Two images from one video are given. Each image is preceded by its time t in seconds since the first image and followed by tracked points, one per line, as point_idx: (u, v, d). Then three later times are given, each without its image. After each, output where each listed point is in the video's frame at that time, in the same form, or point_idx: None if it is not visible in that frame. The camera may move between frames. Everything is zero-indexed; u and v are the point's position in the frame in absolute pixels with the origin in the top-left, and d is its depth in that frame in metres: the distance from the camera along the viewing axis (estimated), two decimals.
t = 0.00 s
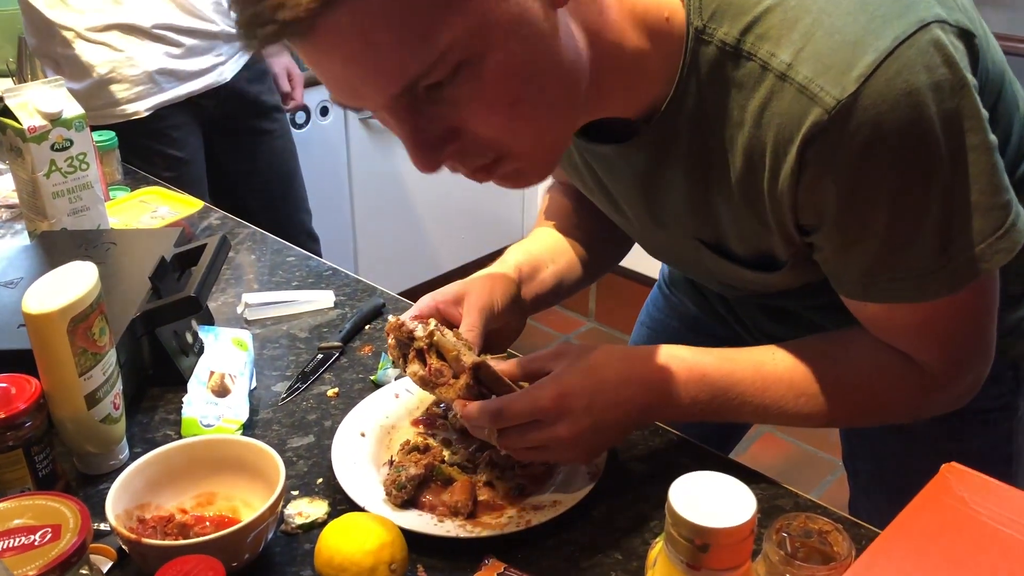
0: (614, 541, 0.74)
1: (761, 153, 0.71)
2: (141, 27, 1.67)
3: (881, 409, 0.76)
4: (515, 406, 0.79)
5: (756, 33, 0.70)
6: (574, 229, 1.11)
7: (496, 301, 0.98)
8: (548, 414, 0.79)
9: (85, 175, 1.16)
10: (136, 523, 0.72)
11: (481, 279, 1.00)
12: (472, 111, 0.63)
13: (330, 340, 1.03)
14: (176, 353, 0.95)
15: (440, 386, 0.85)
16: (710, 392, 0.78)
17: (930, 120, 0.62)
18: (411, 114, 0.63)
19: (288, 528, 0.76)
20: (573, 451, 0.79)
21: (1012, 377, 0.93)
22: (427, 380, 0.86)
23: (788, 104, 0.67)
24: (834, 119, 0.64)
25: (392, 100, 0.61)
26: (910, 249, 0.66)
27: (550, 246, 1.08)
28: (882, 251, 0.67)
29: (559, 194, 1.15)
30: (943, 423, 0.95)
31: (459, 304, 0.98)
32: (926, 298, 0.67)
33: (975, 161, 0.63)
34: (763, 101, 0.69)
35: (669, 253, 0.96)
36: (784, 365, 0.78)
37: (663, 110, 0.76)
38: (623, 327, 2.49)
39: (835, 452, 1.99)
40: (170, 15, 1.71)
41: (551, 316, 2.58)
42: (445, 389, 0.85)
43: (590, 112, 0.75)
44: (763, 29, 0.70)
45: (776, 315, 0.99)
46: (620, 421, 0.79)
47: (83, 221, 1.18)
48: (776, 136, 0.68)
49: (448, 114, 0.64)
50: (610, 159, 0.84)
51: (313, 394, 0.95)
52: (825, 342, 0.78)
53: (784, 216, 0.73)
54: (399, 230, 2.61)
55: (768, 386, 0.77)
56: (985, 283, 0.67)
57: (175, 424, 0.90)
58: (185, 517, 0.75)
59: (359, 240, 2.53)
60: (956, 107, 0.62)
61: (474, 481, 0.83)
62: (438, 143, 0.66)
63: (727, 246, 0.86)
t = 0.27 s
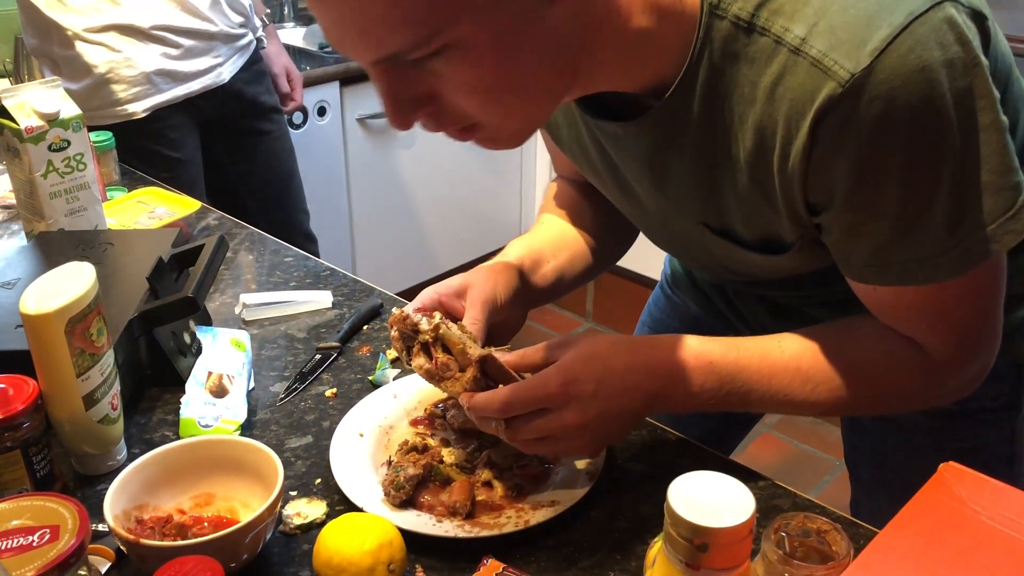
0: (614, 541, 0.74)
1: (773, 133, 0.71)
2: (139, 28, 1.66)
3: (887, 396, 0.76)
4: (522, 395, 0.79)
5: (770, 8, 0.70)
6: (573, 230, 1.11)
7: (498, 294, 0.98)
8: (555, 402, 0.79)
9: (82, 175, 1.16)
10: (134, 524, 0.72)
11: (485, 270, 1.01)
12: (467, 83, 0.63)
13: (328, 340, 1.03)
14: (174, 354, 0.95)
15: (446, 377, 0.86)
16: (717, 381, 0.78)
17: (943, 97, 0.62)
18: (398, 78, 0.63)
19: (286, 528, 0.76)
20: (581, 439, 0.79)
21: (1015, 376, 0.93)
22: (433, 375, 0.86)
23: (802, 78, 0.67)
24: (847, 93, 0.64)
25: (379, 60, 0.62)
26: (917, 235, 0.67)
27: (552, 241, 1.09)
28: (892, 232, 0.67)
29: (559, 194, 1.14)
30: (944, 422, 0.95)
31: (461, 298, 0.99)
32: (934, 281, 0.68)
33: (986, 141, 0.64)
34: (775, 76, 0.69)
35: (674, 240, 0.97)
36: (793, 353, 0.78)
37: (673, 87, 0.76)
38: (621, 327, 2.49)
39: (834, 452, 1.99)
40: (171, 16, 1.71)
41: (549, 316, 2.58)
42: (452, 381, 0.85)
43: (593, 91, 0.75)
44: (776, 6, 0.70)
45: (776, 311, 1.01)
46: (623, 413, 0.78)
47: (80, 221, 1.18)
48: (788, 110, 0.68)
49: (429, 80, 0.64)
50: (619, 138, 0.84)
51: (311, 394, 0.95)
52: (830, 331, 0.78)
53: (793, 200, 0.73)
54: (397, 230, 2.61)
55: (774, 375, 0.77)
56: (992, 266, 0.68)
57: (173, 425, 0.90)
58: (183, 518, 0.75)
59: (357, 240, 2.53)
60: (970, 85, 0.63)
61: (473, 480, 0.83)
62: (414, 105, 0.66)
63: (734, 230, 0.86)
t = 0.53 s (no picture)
0: (613, 543, 0.75)
1: (778, 126, 0.71)
2: (137, 31, 1.66)
3: (888, 397, 0.76)
4: (523, 399, 0.79)
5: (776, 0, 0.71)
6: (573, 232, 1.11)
7: (499, 297, 0.98)
8: (555, 406, 0.79)
9: (81, 178, 1.16)
10: (132, 527, 0.72)
11: (485, 272, 1.01)
12: (485, 60, 0.63)
13: (327, 342, 1.03)
14: (172, 357, 0.95)
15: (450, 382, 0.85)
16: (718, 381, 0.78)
17: (950, 88, 0.63)
18: (417, 59, 0.63)
19: (284, 531, 0.76)
20: (581, 444, 0.79)
21: (1016, 378, 0.93)
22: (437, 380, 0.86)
23: (809, 68, 0.67)
24: (854, 83, 0.64)
25: (396, 43, 0.62)
26: (919, 234, 0.67)
27: (554, 241, 1.09)
28: (896, 228, 0.67)
29: (564, 196, 1.15)
30: (944, 424, 0.95)
31: (462, 300, 0.99)
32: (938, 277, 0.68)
33: (993, 133, 0.64)
34: (782, 67, 0.70)
35: (675, 237, 0.97)
36: (796, 353, 0.78)
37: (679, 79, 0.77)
38: (619, 329, 2.49)
39: (833, 454, 1.99)
40: (169, 19, 1.71)
41: (547, 318, 2.58)
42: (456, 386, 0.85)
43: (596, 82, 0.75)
44: None
45: (776, 312, 1.01)
46: (623, 416, 0.78)
47: (78, 224, 1.18)
48: (795, 99, 0.68)
49: (453, 62, 0.64)
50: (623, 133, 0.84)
51: (310, 397, 0.95)
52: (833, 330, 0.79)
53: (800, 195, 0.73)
54: (396, 232, 2.61)
55: (776, 374, 0.78)
56: (996, 264, 0.68)
57: (172, 427, 0.90)
58: (181, 521, 0.75)
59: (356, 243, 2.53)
60: (976, 77, 0.63)
61: (471, 483, 0.83)
62: (440, 91, 0.67)
63: (738, 225, 0.87)
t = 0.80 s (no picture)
0: (609, 548, 0.75)
1: (766, 140, 0.71)
2: (134, 36, 1.66)
3: (878, 407, 0.76)
4: (513, 407, 0.80)
5: (764, 16, 0.71)
6: (569, 237, 1.11)
7: (491, 304, 0.98)
8: (545, 414, 0.80)
9: (77, 182, 1.16)
10: (128, 532, 0.72)
11: (478, 280, 1.01)
12: (477, 83, 0.64)
13: (323, 347, 1.03)
14: (168, 361, 0.95)
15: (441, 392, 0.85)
16: (708, 392, 0.78)
17: (934, 106, 0.63)
18: (411, 83, 0.64)
19: (280, 536, 0.76)
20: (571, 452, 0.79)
21: (1007, 384, 0.94)
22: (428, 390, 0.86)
23: (795, 86, 0.68)
24: (840, 100, 0.64)
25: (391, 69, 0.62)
26: (907, 245, 0.67)
27: (546, 249, 1.09)
28: (885, 240, 0.68)
29: (553, 204, 1.15)
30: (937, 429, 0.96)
31: (453, 308, 0.99)
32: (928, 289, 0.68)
33: (978, 150, 0.64)
34: (768, 85, 0.70)
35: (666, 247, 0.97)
36: (782, 364, 0.79)
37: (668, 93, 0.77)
38: (615, 333, 2.50)
39: (828, 459, 1.99)
40: (165, 24, 1.70)
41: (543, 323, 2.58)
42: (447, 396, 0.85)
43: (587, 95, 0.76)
44: (770, 14, 0.70)
45: (769, 319, 1.02)
46: (613, 426, 0.79)
47: (74, 228, 1.18)
48: (782, 117, 0.69)
49: (449, 84, 0.65)
50: (613, 146, 0.84)
51: (306, 402, 0.95)
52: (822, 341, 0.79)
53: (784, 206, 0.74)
54: (392, 237, 2.61)
55: (765, 386, 0.78)
56: (984, 276, 0.69)
57: (167, 432, 0.90)
58: (177, 525, 0.75)
59: (352, 247, 2.53)
60: (962, 94, 0.63)
61: (466, 488, 0.83)
62: (432, 116, 0.67)
63: (728, 237, 0.87)
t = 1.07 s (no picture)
0: (600, 554, 0.75)
1: (750, 152, 0.72)
2: (128, 41, 1.65)
3: (864, 416, 0.77)
4: (500, 418, 0.79)
5: (747, 27, 0.71)
6: (561, 243, 1.11)
7: (479, 309, 0.98)
8: (532, 424, 0.79)
9: (69, 186, 1.16)
10: (118, 537, 0.72)
11: (466, 284, 1.01)
12: (461, 97, 0.64)
13: (315, 352, 1.03)
14: (160, 366, 0.94)
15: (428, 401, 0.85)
16: (695, 399, 0.79)
17: (919, 116, 0.63)
18: (394, 98, 0.64)
19: (271, 541, 0.76)
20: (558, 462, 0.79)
21: (995, 391, 0.94)
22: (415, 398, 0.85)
23: (779, 96, 0.68)
24: (823, 112, 0.65)
25: (372, 83, 0.63)
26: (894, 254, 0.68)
27: (537, 255, 1.09)
28: (872, 249, 0.68)
29: (543, 211, 1.15)
30: (926, 436, 0.96)
31: (441, 312, 0.99)
32: (915, 298, 0.68)
33: (962, 161, 0.65)
34: (753, 94, 0.70)
35: (657, 256, 0.98)
36: (769, 372, 0.79)
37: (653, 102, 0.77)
38: (609, 339, 2.50)
39: (820, 465, 2.00)
40: (159, 29, 1.70)
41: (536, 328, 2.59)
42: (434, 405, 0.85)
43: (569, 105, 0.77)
44: (753, 24, 0.71)
45: (760, 326, 1.02)
46: (600, 435, 0.79)
47: (67, 232, 1.18)
48: (766, 127, 0.69)
49: (433, 97, 0.65)
50: (600, 155, 0.85)
51: (298, 407, 0.95)
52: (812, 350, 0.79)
53: (771, 217, 0.74)
54: (385, 242, 2.61)
55: (752, 395, 0.78)
56: (971, 285, 0.69)
57: (159, 437, 0.90)
58: (168, 531, 0.75)
59: (345, 252, 2.53)
60: (945, 105, 0.64)
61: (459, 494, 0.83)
62: (415, 127, 0.67)
63: (715, 246, 0.87)
